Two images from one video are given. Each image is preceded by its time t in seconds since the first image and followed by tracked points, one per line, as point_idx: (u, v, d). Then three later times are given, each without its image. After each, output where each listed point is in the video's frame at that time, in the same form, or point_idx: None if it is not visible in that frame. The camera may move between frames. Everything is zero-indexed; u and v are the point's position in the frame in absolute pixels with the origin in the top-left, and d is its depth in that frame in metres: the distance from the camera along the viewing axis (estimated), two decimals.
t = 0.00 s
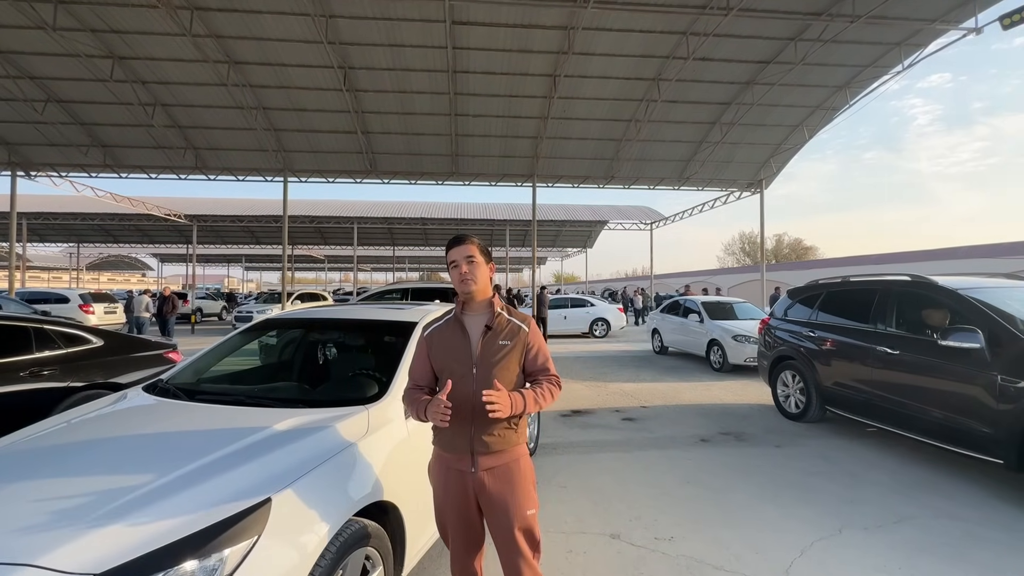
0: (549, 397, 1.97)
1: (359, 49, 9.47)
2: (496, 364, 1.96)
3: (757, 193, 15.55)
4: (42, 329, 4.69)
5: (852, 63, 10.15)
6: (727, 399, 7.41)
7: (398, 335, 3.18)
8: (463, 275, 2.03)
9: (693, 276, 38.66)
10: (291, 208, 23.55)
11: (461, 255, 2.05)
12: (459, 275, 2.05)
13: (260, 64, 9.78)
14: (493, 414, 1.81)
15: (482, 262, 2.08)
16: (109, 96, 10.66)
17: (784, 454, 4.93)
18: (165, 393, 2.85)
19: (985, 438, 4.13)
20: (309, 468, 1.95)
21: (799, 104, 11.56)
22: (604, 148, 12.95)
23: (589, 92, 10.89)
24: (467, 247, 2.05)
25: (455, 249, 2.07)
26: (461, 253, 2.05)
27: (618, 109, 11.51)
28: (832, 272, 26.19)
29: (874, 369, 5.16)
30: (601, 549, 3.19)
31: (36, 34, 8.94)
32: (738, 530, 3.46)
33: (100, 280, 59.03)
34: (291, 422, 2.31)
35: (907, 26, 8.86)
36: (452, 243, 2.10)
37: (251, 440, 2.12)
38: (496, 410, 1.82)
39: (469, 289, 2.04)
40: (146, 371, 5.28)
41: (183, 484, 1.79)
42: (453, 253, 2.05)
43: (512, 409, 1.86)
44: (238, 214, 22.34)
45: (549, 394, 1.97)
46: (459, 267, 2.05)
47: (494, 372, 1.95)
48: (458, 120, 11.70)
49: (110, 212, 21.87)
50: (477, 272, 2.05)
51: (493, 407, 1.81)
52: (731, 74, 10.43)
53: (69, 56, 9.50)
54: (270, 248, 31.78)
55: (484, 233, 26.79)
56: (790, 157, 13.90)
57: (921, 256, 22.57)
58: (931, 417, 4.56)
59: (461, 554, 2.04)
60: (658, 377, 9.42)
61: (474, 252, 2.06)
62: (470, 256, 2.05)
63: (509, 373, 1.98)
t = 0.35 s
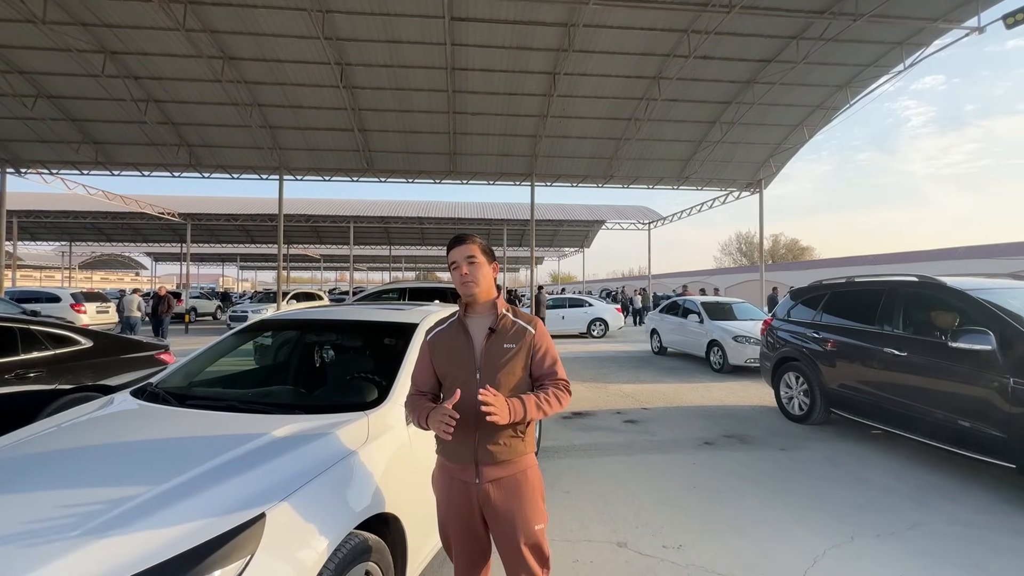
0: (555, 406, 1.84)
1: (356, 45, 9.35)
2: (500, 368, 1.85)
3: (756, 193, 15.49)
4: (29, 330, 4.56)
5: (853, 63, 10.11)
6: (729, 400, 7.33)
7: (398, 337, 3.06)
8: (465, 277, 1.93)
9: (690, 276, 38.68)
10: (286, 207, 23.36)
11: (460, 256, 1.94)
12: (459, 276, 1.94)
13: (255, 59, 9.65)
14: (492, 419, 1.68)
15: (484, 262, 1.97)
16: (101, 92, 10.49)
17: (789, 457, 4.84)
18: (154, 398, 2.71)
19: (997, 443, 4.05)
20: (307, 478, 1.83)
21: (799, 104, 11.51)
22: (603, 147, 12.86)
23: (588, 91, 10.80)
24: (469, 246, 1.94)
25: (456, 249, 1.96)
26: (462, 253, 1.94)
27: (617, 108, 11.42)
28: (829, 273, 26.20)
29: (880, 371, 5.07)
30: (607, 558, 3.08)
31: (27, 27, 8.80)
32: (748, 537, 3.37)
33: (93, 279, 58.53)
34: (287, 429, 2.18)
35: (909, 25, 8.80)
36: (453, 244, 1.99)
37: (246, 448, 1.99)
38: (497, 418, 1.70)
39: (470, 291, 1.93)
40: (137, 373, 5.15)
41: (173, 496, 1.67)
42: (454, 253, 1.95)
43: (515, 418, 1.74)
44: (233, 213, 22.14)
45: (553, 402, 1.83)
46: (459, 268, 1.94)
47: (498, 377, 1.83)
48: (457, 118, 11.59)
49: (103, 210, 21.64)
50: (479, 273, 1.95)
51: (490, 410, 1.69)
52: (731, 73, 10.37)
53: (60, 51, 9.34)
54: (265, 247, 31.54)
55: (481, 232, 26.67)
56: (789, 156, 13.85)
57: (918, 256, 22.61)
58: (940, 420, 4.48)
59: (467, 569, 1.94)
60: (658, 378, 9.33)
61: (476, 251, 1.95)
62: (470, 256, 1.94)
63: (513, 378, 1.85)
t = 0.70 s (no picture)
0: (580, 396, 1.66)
1: (353, 43, 9.24)
2: (514, 372, 1.75)
3: (754, 193, 15.46)
4: (16, 333, 4.45)
5: (853, 62, 10.08)
6: (731, 402, 7.26)
7: (399, 340, 2.95)
8: (476, 278, 1.83)
9: (687, 277, 38.68)
10: (282, 207, 23.20)
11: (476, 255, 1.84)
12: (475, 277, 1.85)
13: (250, 57, 9.53)
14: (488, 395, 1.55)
15: (503, 262, 1.86)
16: (93, 90, 10.35)
17: (795, 460, 4.77)
18: (145, 404, 2.60)
19: (1009, 446, 3.98)
20: (307, 491, 1.73)
21: (798, 104, 11.48)
22: (602, 147, 12.79)
23: (587, 90, 10.73)
24: (482, 246, 1.83)
25: (473, 249, 1.86)
26: (474, 254, 1.83)
27: (616, 107, 11.34)
28: (826, 274, 26.22)
29: (887, 372, 5.00)
30: (615, 567, 2.99)
31: (17, 24, 8.66)
32: (757, 544, 3.28)
33: (86, 279, 58.06)
34: (280, 440, 2.06)
35: (910, 24, 8.77)
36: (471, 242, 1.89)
37: (238, 460, 1.87)
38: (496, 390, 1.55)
39: (486, 293, 1.84)
40: (130, 376, 5.02)
41: (163, 510, 1.56)
42: (467, 253, 1.86)
43: (524, 403, 1.58)
44: (227, 213, 21.96)
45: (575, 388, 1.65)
46: (474, 268, 1.85)
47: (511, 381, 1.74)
48: (455, 117, 11.50)
49: (96, 210, 21.44)
50: (494, 274, 1.83)
51: (489, 384, 1.56)
52: (731, 72, 10.32)
53: (51, 48, 9.20)
54: (260, 248, 31.32)
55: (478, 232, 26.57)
56: (788, 157, 13.81)
57: (915, 256, 22.63)
58: (949, 422, 4.40)
59: None
60: (658, 379, 9.26)
61: (492, 252, 1.84)
62: (488, 257, 1.82)
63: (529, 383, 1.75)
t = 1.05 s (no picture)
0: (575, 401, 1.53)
1: (350, 43, 9.18)
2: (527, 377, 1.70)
3: (753, 194, 15.44)
4: (8, 336, 4.39)
5: (852, 62, 10.08)
6: (732, 403, 7.21)
7: (399, 342, 2.89)
8: (502, 278, 1.79)
9: (685, 277, 38.69)
10: (279, 209, 23.09)
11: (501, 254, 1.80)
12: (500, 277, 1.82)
13: (247, 57, 9.47)
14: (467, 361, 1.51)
15: (530, 265, 1.79)
16: (88, 91, 10.27)
17: (799, 462, 4.72)
18: (139, 410, 2.52)
19: (1017, 447, 3.93)
20: (306, 500, 1.68)
21: (797, 104, 11.46)
22: (601, 147, 12.74)
23: (586, 90, 10.70)
24: (510, 244, 1.78)
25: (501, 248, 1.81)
26: (503, 252, 1.78)
27: (616, 108, 11.30)
28: (824, 274, 26.23)
29: (891, 373, 4.95)
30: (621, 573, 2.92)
31: (11, 23, 8.56)
32: (764, 548, 3.22)
33: (82, 282, 57.77)
34: (278, 447, 2.00)
35: (909, 24, 8.76)
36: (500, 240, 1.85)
37: (233, 469, 1.81)
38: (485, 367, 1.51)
39: (509, 294, 1.80)
40: (125, 379, 4.95)
41: (157, 520, 1.51)
42: (493, 251, 1.82)
43: (508, 390, 1.51)
44: (224, 215, 21.86)
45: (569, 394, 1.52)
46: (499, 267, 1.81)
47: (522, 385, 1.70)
48: (453, 118, 11.44)
49: (91, 212, 21.30)
50: (521, 276, 1.78)
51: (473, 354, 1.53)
52: (731, 72, 10.29)
53: (45, 48, 9.11)
54: (257, 249, 31.17)
55: (476, 233, 26.50)
56: (787, 157, 13.79)
57: (912, 257, 22.67)
58: (955, 423, 4.36)
59: None
60: (658, 380, 9.20)
61: (522, 251, 1.78)
62: (514, 258, 1.77)
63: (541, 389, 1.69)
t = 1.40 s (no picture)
0: (560, 446, 1.48)
1: (349, 44, 9.14)
2: (528, 389, 1.65)
3: (754, 195, 15.38)
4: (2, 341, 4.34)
5: (853, 62, 10.04)
6: (735, 406, 7.14)
7: (396, 346, 2.83)
8: (504, 282, 1.72)
9: (686, 279, 38.62)
10: (278, 211, 23.05)
11: (499, 259, 1.73)
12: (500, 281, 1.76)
13: (245, 59, 9.43)
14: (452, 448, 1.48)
15: (530, 268, 1.72)
16: (87, 93, 10.24)
17: (804, 466, 4.65)
18: (129, 417, 2.45)
19: None
20: (298, 511, 1.61)
21: (798, 104, 11.40)
22: (602, 149, 12.69)
23: (586, 91, 10.65)
24: (514, 247, 1.71)
25: (500, 251, 1.74)
26: (506, 254, 1.71)
27: (616, 108, 11.25)
28: (826, 275, 26.14)
29: (896, 375, 4.88)
30: None
31: (9, 26, 8.53)
32: (770, 554, 3.15)
33: (82, 285, 57.73)
34: (269, 455, 1.92)
35: (911, 23, 8.71)
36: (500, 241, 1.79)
37: (225, 477, 1.75)
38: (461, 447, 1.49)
39: (508, 300, 1.73)
40: (120, 384, 4.88)
41: (144, 533, 1.45)
42: (493, 253, 1.74)
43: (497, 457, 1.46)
44: (224, 218, 21.82)
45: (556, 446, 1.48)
46: (498, 272, 1.75)
47: (524, 398, 1.64)
48: (453, 120, 11.40)
49: (91, 215, 21.26)
50: (523, 281, 1.71)
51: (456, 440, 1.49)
52: (731, 73, 10.25)
53: (43, 50, 9.07)
54: (257, 252, 31.12)
55: (476, 236, 26.45)
56: (788, 157, 13.73)
57: (914, 257, 22.59)
58: (962, 426, 4.28)
59: None
60: (660, 382, 9.13)
61: (523, 253, 1.71)
62: (512, 262, 1.70)
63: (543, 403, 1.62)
